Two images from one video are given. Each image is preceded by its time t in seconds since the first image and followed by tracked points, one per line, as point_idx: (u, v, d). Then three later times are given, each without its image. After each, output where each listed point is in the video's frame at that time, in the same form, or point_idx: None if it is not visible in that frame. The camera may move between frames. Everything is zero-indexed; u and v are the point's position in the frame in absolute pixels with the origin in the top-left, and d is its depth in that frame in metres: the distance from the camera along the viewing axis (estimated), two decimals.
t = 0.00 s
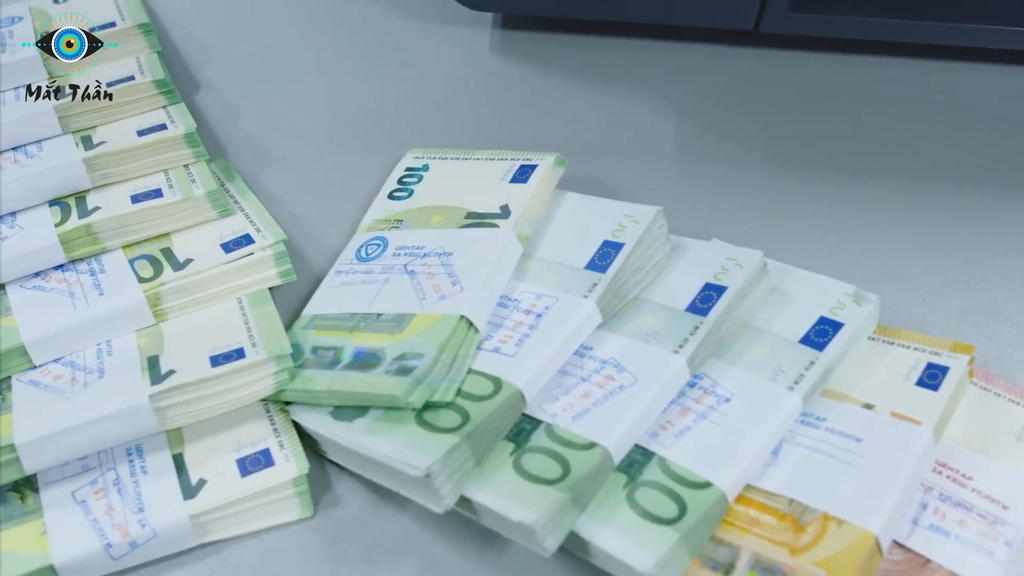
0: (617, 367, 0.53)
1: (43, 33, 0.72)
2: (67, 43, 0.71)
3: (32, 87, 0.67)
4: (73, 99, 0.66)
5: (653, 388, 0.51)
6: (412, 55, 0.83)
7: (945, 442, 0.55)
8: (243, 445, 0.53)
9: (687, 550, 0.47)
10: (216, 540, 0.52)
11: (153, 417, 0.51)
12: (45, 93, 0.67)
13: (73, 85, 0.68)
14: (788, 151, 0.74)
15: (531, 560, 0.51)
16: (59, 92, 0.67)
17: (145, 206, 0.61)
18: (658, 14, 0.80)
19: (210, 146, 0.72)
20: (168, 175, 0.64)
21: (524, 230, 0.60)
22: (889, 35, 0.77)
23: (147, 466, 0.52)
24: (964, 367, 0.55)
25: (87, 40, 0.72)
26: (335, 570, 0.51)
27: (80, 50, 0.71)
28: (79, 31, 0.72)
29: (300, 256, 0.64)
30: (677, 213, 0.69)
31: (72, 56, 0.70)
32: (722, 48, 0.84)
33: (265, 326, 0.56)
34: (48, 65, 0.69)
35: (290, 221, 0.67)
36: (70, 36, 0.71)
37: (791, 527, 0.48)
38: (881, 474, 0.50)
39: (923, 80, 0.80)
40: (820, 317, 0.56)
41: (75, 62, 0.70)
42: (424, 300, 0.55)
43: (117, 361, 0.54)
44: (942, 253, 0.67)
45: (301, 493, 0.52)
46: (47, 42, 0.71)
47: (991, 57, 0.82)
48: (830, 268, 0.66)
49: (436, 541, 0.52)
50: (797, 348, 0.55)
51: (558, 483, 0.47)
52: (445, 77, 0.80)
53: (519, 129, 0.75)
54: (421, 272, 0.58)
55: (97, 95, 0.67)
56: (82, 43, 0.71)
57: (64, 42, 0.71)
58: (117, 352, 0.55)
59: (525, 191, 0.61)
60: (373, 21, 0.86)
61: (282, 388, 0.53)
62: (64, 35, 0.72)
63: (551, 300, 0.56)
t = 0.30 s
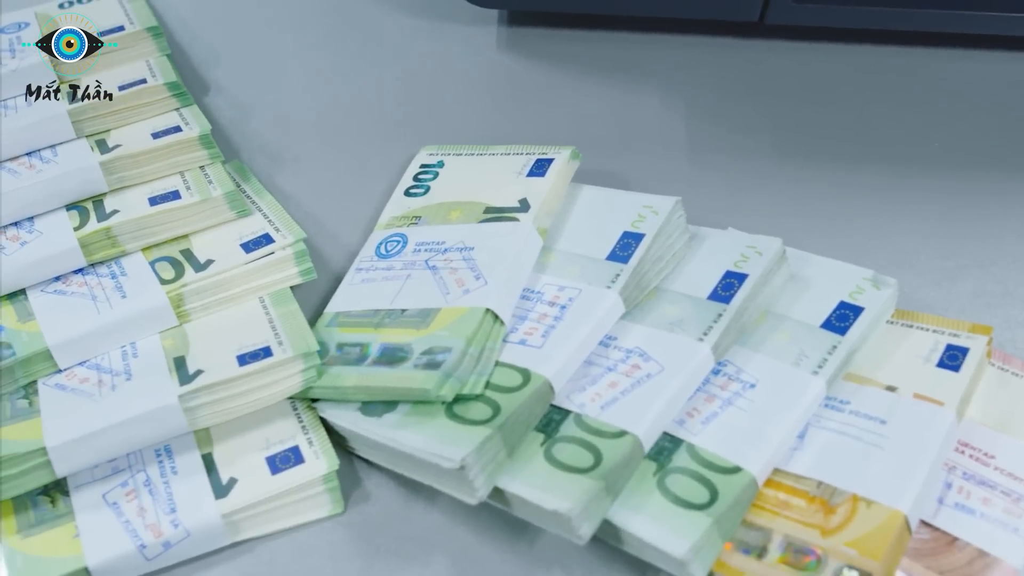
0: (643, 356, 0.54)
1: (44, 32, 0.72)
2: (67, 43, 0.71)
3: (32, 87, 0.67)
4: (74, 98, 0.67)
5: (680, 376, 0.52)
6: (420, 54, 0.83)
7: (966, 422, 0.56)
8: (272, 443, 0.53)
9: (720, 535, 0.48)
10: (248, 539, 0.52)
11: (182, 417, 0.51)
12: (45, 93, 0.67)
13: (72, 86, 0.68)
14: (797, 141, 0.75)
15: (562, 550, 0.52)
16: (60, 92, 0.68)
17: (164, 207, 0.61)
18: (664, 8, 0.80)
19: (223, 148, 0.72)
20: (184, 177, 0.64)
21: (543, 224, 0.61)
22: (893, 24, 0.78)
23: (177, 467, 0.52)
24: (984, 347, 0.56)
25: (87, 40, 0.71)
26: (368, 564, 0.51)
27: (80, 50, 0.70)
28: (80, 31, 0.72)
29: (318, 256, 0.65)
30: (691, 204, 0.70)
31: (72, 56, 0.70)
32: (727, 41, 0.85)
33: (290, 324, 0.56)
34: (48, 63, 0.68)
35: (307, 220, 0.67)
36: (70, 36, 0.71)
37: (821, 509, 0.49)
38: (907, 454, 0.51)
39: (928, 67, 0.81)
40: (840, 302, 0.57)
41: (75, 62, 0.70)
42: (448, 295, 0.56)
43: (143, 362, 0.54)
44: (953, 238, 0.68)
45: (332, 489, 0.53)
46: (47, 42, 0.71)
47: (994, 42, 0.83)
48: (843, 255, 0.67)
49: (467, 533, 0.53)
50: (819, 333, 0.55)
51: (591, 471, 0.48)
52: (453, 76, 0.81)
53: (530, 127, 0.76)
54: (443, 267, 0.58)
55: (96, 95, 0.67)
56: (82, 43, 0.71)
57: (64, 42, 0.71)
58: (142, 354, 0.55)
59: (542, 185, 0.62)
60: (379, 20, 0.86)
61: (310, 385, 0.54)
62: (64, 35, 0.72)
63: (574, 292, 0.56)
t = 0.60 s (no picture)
0: (663, 342, 0.54)
1: (44, 33, 0.73)
2: (67, 43, 0.71)
3: (32, 87, 0.67)
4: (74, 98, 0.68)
5: (701, 360, 0.52)
6: (423, 52, 0.83)
7: (980, 399, 0.57)
8: (298, 438, 0.54)
9: (746, 515, 0.48)
10: (277, 534, 0.52)
11: (209, 415, 0.51)
12: (45, 93, 0.67)
13: (72, 86, 0.69)
14: (800, 129, 0.76)
15: (588, 535, 0.52)
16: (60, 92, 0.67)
17: (179, 208, 0.61)
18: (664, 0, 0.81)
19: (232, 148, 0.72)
20: (197, 178, 0.64)
21: (557, 215, 0.61)
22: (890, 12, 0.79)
23: (204, 464, 0.52)
24: (995, 325, 0.57)
25: (87, 40, 0.72)
26: (398, 555, 0.51)
27: (81, 51, 0.71)
28: (79, 31, 0.72)
29: (332, 253, 0.65)
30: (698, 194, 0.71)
31: (72, 56, 0.71)
32: (726, 32, 0.85)
33: (311, 320, 0.56)
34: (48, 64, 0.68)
35: (319, 218, 0.68)
36: (70, 36, 0.71)
37: (844, 487, 0.50)
38: (926, 430, 0.51)
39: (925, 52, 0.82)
40: (853, 284, 0.58)
41: (76, 62, 0.70)
42: (468, 287, 0.56)
43: (166, 361, 0.54)
44: (957, 220, 0.69)
45: (359, 482, 0.53)
46: (47, 42, 0.71)
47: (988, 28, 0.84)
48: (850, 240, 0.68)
49: (494, 521, 0.53)
50: (834, 314, 0.56)
51: (619, 456, 0.48)
52: (457, 72, 0.81)
53: (535, 122, 0.77)
54: (461, 260, 0.59)
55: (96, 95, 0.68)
56: (82, 43, 0.72)
57: (64, 42, 0.71)
58: (165, 354, 0.55)
59: (555, 176, 0.63)
60: (381, 18, 0.87)
61: (333, 380, 0.54)
62: (64, 35, 0.72)
63: (592, 281, 0.57)
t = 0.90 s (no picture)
0: (682, 334, 0.55)
1: (44, 33, 0.74)
2: (68, 43, 0.72)
3: (32, 87, 0.67)
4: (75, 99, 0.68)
5: (721, 351, 0.53)
6: (427, 52, 0.84)
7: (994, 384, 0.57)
8: (323, 438, 0.54)
9: (771, 503, 0.49)
10: (306, 533, 0.53)
11: (236, 417, 0.51)
12: (46, 93, 0.67)
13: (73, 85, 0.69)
14: (804, 121, 0.77)
15: (614, 527, 0.53)
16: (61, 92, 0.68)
17: (196, 212, 0.61)
18: None
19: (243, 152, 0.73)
20: (212, 182, 0.64)
21: (572, 212, 0.62)
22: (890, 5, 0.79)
23: (231, 466, 0.52)
24: (1007, 310, 0.58)
25: (87, 40, 0.73)
26: (427, 551, 0.52)
27: (80, 50, 0.72)
28: (80, 32, 0.73)
29: (348, 254, 0.65)
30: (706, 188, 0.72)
31: (72, 55, 0.71)
32: (726, 26, 0.86)
33: (332, 321, 0.56)
34: (49, 66, 0.69)
35: (333, 219, 0.68)
36: (70, 37, 0.73)
37: (866, 473, 0.51)
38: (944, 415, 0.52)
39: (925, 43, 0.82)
40: (867, 274, 0.58)
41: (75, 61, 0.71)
42: (487, 284, 0.57)
43: (189, 365, 0.54)
44: (963, 208, 0.70)
45: (385, 480, 0.53)
46: (48, 42, 0.72)
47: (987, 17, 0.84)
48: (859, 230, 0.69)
49: (521, 516, 0.54)
50: (849, 304, 0.57)
51: (645, 448, 0.49)
52: (463, 73, 0.82)
53: (541, 121, 0.77)
54: (479, 258, 0.59)
55: (96, 95, 0.69)
56: (82, 43, 0.72)
57: (64, 42, 0.72)
58: (187, 357, 0.55)
59: (569, 174, 0.63)
60: (383, 19, 0.87)
61: (357, 379, 0.54)
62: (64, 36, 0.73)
63: (610, 276, 0.57)
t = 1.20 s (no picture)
0: (699, 327, 0.55)
1: (46, 34, 0.75)
2: (68, 43, 0.73)
3: (32, 87, 0.68)
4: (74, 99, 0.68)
5: (739, 343, 0.54)
6: (430, 53, 0.84)
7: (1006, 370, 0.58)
8: (344, 439, 0.54)
9: (793, 492, 0.49)
10: (330, 534, 0.53)
11: (258, 419, 0.52)
12: (46, 93, 0.68)
13: (73, 85, 0.69)
14: (807, 115, 0.77)
15: (636, 520, 0.53)
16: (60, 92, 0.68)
17: (209, 216, 0.61)
18: None
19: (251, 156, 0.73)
20: (223, 186, 0.64)
21: (585, 208, 0.62)
22: None
23: (254, 469, 0.52)
24: (1018, 297, 0.59)
25: (87, 40, 0.74)
26: (452, 548, 0.52)
27: (81, 51, 0.72)
28: (80, 31, 0.74)
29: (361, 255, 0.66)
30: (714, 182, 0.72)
31: (72, 56, 0.72)
32: (726, 23, 0.86)
33: (350, 322, 0.56)
34: (48, 66, 0.70)
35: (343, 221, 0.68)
36: (70, 36, 0.73)
37: (886, 460, 0.51)
38: (960, 401, 0.53)
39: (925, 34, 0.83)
40: (879, 263, 0.59)
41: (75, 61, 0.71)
42: (504, 282, 0.57)
43: (209, 368, 0.54)
44: (968, 196, 0.70)
45: (408, 479, 0.53)
46: (49, 43, 0.73)
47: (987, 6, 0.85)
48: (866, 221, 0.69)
49: (543, 511, 0.54)
50: (863, 293, 0.58)
51: (668, 441, 0.49)
52: (466, 73, 0.82)
53: (546, 120, 0.78)
54: (493, 256, 0.59)
55: (97, 95, 0.69)
56: (82, 43, 0.73)
57: (63, 42, 0.73)
58: (207, 361, 0.55)
59: (580, 170, 0.64)
60: (385, 21, 0.87)
61: (378, 379, 0.55)
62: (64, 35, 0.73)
63: (625, 271, 0.58)
